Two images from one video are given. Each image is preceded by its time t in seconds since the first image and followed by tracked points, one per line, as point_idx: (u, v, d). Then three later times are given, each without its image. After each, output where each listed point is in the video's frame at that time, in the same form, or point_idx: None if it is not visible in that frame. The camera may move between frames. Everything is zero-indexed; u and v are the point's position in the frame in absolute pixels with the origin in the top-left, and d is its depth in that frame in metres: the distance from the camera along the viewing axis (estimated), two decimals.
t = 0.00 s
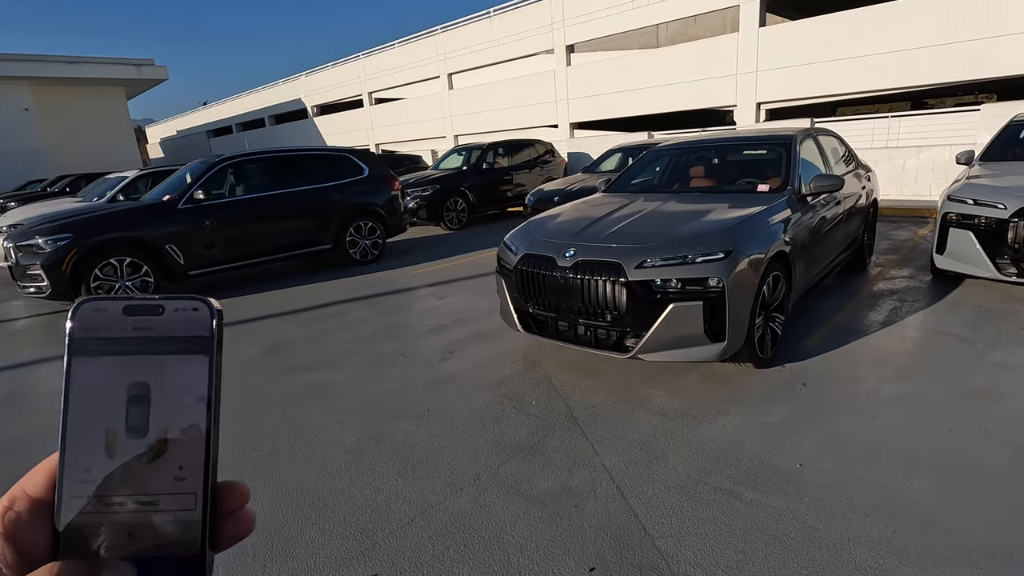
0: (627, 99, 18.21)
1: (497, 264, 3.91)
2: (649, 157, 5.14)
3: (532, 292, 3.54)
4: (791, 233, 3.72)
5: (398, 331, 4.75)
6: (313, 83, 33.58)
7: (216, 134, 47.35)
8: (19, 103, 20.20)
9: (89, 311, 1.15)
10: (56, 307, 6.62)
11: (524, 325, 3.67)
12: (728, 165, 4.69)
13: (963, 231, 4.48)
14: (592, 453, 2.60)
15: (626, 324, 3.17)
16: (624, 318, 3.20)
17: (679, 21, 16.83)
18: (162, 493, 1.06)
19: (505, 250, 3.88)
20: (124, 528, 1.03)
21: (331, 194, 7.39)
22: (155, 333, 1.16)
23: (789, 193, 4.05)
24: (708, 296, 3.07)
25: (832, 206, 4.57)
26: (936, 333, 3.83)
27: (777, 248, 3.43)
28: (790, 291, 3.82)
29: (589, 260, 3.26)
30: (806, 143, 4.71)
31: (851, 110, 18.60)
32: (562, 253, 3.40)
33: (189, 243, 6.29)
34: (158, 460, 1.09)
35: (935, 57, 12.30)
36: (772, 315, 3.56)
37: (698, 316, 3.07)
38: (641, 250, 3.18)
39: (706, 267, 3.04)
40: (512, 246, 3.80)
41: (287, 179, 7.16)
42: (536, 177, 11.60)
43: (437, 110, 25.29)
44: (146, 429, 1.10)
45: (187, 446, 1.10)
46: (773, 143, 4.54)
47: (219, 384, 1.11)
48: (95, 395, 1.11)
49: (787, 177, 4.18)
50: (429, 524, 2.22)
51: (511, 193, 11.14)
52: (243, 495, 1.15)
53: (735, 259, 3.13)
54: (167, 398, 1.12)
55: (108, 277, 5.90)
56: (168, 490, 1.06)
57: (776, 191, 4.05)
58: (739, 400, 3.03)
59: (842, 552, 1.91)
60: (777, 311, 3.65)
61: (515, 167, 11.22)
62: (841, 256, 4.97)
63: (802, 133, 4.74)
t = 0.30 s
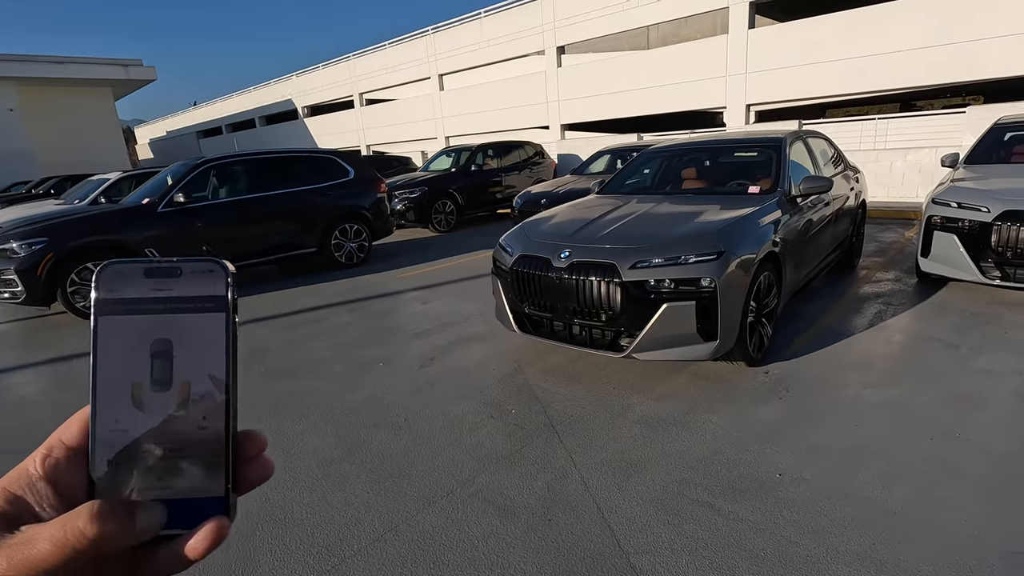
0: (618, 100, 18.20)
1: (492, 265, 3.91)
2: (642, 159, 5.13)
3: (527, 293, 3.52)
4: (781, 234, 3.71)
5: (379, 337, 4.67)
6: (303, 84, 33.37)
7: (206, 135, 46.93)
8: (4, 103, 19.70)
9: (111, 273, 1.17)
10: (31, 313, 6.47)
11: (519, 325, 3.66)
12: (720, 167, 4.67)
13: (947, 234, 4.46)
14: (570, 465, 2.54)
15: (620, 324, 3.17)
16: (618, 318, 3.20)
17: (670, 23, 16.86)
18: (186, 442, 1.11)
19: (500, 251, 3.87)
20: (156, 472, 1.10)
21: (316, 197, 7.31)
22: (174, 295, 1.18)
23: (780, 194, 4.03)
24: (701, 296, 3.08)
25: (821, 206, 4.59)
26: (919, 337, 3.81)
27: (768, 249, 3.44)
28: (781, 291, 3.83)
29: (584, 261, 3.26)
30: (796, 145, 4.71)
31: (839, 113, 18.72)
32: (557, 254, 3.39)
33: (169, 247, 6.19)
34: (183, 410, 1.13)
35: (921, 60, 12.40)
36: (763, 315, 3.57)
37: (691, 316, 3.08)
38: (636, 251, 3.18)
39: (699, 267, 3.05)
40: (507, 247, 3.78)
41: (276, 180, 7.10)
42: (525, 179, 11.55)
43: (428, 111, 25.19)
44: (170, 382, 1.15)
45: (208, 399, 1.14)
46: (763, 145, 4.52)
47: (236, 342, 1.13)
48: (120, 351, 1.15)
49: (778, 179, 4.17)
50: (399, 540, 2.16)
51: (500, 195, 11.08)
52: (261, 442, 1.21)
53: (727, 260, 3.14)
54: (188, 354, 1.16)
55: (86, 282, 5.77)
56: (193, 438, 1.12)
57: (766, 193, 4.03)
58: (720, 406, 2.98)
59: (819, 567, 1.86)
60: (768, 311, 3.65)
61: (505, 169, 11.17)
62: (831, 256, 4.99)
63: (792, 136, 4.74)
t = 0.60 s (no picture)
0: (609, 102, 18.19)
1: (494, 265, 3.94)
2: (639, 160, 5.09)
3: (529, 291, 3.55)
4: (776, 234, 3.73)
5: (366, 341, 4.60)
6: (293, 85, 33.15)
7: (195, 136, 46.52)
8: None
9: (159, 268, 1.27)
10: (9, 318, 6.32)
11: (521, 324, 3.69)
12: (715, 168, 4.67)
13: (935, 236, 4.46)
14: (555, 473, 2.50)
15: (620, 322, 3.20)
16: (619, 316, 3.22)
17: (660, 25, 16.89)
18: (230, 427, 1.21)
19: (501, 251, 3.90)
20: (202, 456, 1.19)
21: (303, 199, 7.22)
22: (219, 289, 1.28)
23: (774, 195, 4.03)
24: (699, 294, 3.11)
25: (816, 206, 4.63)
26: (908, 340, 3.80)
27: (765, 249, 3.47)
28: (776, 292, 3.85)
29: (584, 260, 3.28)
30: (790, 146, 4.72)
31: (829, 115, 18.82)
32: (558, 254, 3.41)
33: (152, 250, 6.08)
34: (226, 400, 1.23)
35: (909, 62, 12.49)
36: (759, 313, 3.62)
37: (691, 313, 3.11)
38: (636, 251, 3.20)
39: (697, 266, 3.08)
40: (508, 247, 3.81)
41: (268, 181, 7.05)
42: (516, 180, 11.50)
43: (419, 112, 25.10)
44: (214, 371, 1.24)
45: (250, 388, 1.24)
46: (758, 147, 4.52)
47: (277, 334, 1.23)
48: (168, 341, 1.25)
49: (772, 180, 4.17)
50: (379, 552, 2.10)
51: (490, 196, 11.03)
52: (298, 429, 1.30)
53: (724, 259, 3.17)
54: (232, 345, 1.26)
55: (66, 286, 5.66)
56: (235, 426, 1.21)
57: (761, 194, 4.03)
58: (708, 411, 2.95)
59: None
60: (761, 310, 3.66)
61: (495, 170, 11.12)
62: (824, 256, 5.01)
63: (786, 137, 4.75)
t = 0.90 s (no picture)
0: (601, 102, 18.14)
1: (496, 264, 3.98)
2: (637, 159, 5.14)
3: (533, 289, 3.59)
4: (776, 232, 3.77)
5: (352, 345, 4.48)
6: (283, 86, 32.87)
7: (184, 137, 46.03)
8: None
9: (171, 286, 1.26)
10: None
11: (525, 322, 3.73)
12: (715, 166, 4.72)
13: (929, 236, 4.42)
14: (546, 485, 2.41)
15: (625, 319, 3.24)
16: (624, 314, 3.27)
17: (651, 25, 16.87)
18: (235, 449, 1.18)
19: (504, 250, 3.95)
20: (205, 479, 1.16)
21: (290, 201, 7.08)
22: (227, 307, 1.24)
23: (774, 194, 4.08)
24: (703, 291, 3.16)
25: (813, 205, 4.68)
26: (904, 342, 3.73)
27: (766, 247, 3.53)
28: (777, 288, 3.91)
29: (590, 258, 3.33)
30: (789, 146, 4.78)
31: (818, 116, 18.90)
32: (563, 252, 3.47)
33: (132, 254, 5.91)
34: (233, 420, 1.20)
35: (898, 62, 12.54)
36: (761, 308, 3.67)
37: (695, 309, 3.15)
38: (640, 248, 3.26)
39: (701, 263, 3.14)
40: (512, 246, 3.87)
41: (260, 182, 6.95)
42: (507, 180, 11.41)
43: (410, 113, 24.94)
44: (221, 391, 1.21)
45: (257, 409, 1.21)
46: (756, 146, 4.58)
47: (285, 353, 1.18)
48: (174, 360, 1.22)
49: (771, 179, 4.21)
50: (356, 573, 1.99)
51: (481, 197, 10.94)
52: (304, 452, 1.25)
53: (728, 256, 3.23)
54: (239, 364, 1.22)
55: (42, 291, 5.50)
56: (240, 447, 1.18)
57: (761, 192, 4.08)
58: (703, 417, 2.87)
59: None
60: (763, 307, 3.72)
61: (486, 171, 11.03)
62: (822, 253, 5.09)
63: (784, 136, 4.82)
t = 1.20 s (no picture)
0: (594, 102, 18.05)
1: (499, 264, 4.00)
2: (638, 160, 5.37)
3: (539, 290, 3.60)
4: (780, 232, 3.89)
5: (338, 352, 4.35)
6: (273, 86, 32.56)
7: (174, 137, 45.55)
8: None
9: (194, 292, 1.38)
10: None
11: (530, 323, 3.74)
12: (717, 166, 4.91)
13: (929, 238, 4.33)
14: (538, 504, 2.28)
15: (632, 320, 3.26)
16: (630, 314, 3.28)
17: (644, 25, 16.79)
18: (257, 451, 1.26)
19: (507, 251, 3.97)
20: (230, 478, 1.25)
21: (277, 202, 6.92)
22: (249, 312, 1.37)
23: (778, 193, 4.24)
24: (711, 291, 3.18)
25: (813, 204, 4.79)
26: (905, 348, 3.64)
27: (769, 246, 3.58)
28: (782, 283, 4.05)
29: (596, 258, 3.33)
30: (788, 147, 4.98)
31: (811, 115, 18.89)
32: (568, 253, 3.48)
33: (112, 257, 5.74)
34: (254, 423, 1.29)
35: (891, 62, 12.53)
36: (765, 307, 3.70)
37: (702, 309, 3.17)
38: (647, 248, 3.28)
39: (708, 263, 3.15)
40: (516, 247, 3.89)
41: (253, 182, 6.85)
42: (499, 181, 11.29)
43: (402, 113, 24.76)
44: (243, 394, 1.32)
45: (276, 414, 1.30)
46: (758, 146, 4.78)
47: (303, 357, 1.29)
48: (200, 365, 1.35)
49: (773, 179, 4.41)
50: None
51: (474, 198, 10.81)
52: (323, 457, 1.33)
53: (735, 256, 3.24)
54: (260, 368, 1.33)
55: (18, 296, 5.33)
56: (262, 450, 1.27)
57: (765, 191, 4.25)
58: (701, 430, 2.75)
59: None
60: (768, 304, 3.79)
61: (479, 171, 10.90)
62: (821, 251, 5.20)
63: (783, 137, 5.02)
